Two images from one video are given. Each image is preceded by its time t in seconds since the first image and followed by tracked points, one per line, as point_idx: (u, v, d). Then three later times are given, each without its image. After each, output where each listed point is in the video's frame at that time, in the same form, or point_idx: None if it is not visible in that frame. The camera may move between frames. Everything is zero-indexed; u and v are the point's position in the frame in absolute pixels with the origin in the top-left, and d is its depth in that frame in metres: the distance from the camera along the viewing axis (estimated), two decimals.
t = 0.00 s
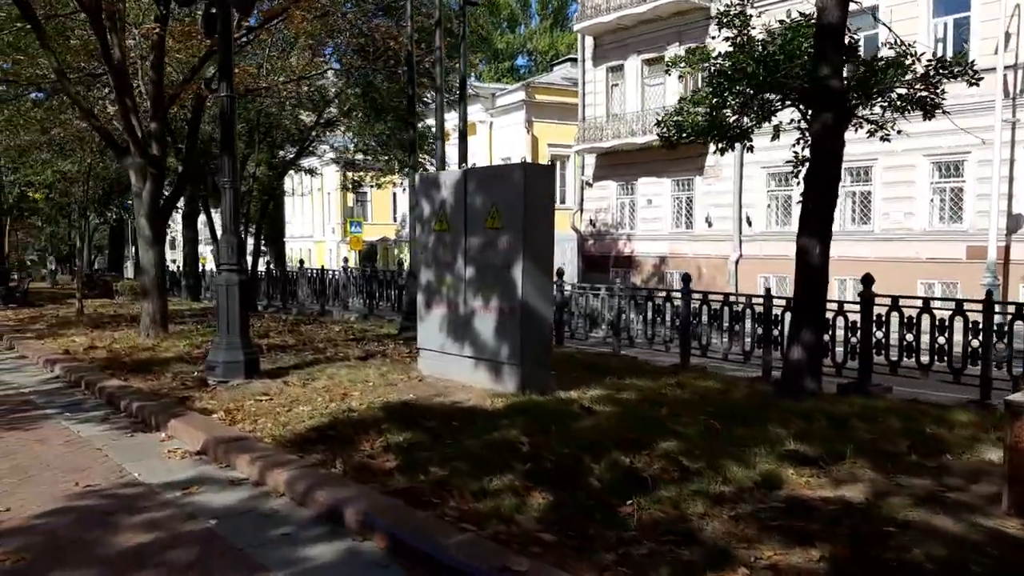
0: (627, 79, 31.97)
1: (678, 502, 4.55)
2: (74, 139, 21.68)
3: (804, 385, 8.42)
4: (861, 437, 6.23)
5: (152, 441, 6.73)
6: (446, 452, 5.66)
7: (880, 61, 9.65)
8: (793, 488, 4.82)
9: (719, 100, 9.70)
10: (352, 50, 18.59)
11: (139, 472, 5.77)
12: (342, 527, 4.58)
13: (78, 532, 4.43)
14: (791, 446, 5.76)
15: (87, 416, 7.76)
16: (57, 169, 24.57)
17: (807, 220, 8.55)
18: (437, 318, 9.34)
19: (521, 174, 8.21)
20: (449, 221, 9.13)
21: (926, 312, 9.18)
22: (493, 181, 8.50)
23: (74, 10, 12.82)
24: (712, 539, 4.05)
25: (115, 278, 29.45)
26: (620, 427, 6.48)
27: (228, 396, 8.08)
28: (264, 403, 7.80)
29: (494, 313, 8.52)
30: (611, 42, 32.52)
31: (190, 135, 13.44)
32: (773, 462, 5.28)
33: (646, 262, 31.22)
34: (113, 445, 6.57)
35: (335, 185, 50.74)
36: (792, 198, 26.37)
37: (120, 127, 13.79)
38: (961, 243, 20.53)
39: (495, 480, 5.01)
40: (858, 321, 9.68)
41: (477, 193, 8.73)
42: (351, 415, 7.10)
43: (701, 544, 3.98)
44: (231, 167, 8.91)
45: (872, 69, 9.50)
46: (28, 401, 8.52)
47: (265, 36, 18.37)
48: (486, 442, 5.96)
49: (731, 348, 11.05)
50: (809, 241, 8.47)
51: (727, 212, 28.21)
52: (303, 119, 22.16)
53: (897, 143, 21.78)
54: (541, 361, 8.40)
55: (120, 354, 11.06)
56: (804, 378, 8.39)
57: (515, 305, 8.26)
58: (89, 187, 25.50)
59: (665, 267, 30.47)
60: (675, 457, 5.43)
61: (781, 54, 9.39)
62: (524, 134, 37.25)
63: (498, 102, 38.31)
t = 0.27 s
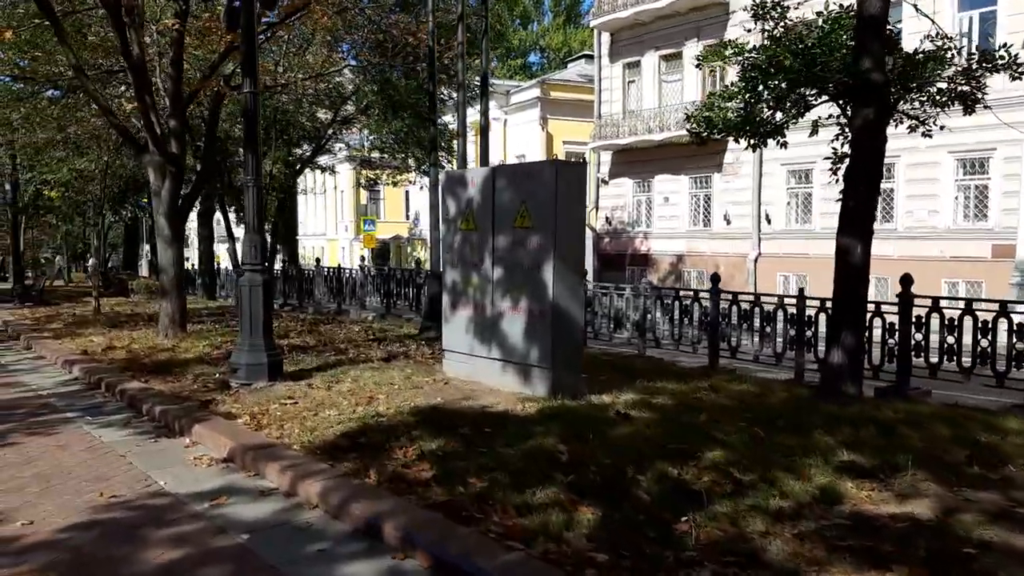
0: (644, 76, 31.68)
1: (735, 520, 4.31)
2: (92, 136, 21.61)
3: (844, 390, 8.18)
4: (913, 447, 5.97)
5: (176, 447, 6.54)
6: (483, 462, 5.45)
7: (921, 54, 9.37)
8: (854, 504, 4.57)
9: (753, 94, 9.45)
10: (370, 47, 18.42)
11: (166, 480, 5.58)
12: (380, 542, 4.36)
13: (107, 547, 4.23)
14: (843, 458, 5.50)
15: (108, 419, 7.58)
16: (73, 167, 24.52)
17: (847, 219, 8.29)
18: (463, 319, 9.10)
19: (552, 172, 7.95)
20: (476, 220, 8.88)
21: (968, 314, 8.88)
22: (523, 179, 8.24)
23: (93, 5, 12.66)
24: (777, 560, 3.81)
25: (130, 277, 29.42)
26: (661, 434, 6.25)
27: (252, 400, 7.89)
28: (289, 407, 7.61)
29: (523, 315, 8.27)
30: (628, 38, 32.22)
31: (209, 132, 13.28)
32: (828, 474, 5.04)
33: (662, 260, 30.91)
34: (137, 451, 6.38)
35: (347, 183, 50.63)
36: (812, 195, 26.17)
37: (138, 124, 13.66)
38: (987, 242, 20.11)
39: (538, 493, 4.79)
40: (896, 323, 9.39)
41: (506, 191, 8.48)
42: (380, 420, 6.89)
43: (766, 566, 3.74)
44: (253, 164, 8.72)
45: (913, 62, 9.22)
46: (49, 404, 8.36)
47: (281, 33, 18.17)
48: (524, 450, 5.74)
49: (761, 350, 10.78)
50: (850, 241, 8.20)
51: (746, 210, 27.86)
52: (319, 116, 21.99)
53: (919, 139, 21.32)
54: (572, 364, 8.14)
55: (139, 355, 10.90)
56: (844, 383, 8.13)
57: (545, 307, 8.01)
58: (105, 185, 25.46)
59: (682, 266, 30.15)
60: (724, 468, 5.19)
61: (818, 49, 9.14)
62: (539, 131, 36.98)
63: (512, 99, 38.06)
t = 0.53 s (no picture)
0: (654, 76, 31.43)
1: (792, 537, 4.02)
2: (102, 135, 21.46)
3: (880, 395, 7.93)
4: (963, 456, 5.69)
5: (190, 455, 6.27)
6: (515, 472, 5.17)
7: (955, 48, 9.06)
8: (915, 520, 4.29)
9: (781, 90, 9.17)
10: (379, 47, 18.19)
11: (181, 490, 5.31)
12: (412, 560, 4.10)
13: (122, 565, 3.97)
14: (894, 469, 5.22)
15: (119, 425, 7.34)
16: (80, 168, 24.33)
17: (882, 218, 7.99)
18: (481, 321, 8.80)
19: (577, 168, 7.64)
20: (495, 219, 8.58)
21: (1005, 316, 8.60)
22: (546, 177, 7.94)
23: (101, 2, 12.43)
24: None
25: (137, 278, 29.23)
26: (697, 443, 5.97)
27: (267, 405, 7.64)
28: (305, 413, 7.35)
29: (545, 317, 7.97)
30: (638, 38, 31.98)
31: (219, 131, 13.05)
32: (882, 488, 4.75)
33: (673, 262, 30.61)
34: (149, 459, 6.12)
35: (354, 185, 50.42)
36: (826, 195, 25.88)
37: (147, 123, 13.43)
38: (1005, 243, 19.74)
39: (576, 506, 4.51)
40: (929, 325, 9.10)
41: (528, 189, 8.18)
42: (401, 427, 6.63)
43: None
44: (267, 162, 8.45)
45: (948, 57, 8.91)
46: (58, 408, 8.12)
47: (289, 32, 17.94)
48: (555, 458, 5.46)
49: (787, 354, 10.50)
50: (886, 241, 7.90)
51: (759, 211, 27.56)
52: (328, 116, 21.77)
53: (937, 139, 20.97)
54: (597, 368, 7.83)
55: (149, 358, 10.65)
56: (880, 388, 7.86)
57: (570, 309, 7.71)
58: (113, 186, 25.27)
59: (693, 267, 29.86)
60: (771, 480, 4.91)
61: (848, 44, 8.86)
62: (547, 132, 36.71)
63: (521, 100, 37.81)
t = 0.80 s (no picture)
0: (667, 72, 31.22)
1: (858, 564, 3.71)
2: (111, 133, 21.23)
3: (920, 401, 7.64)
4: (1022, 470, 5.37)
5: (203, 466, 5.98)
6: (549, 487, 4.87)
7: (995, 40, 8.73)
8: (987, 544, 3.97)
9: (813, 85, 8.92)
10: (391, 41, 17.93)
11: (195, 506, 5.02)
12: None
13: None
14: (952, 485, 4.90)
15: (128, 433, 7.05)
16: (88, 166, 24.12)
17: (922, 217, 7.66)
18: (502, 324, 8.49)
19: (604, 166, 7.30)
20: (517, 219, 8.25)
21: None
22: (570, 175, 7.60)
23: None
24: None
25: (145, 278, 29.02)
26: (737, 455, 5.66)
27: (282, 412, 7.35)
28: (322, 420, 7.06)
29: (570, 321, 7.66)
30: (650, 33, 31.76)
31: (230, 128, 12.79)
32: (945, 508, 4.44)
33: (686, 261, 30.26)
34: (161, 471, 5.83)
35: (361, 184, 50.15)
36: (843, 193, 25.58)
37: (157, 120, 13.17)
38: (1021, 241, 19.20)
39: (620, 526, 4.21)
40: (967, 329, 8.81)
41: (552, 187, 7.84)
42: (423, 436, 6.33)
43: None
44: (281, 160, 8.16)
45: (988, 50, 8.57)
46: (65, 415, 7.84)
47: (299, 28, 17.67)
48: (591, 472, 5.15)
49: (817, 358, 10.24)
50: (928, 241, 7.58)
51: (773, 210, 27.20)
52: (338, 113, 21.51)
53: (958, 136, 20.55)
54: (624, 373, 7.52)
55: (158, 361, 10.38)
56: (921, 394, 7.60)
57: (596, 313, 7.39)
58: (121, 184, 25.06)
59: (706, 266, 29.51)
60: (824, 498, 4.60)
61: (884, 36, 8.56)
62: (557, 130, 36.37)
63: (531, 97, 37.50)
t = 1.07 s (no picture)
0: (676, 73, 30.99)
1: None
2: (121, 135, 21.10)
3: (957, 409, 7.43)
4: None
5: (221, 477, 5.76)
6: (587, 501, 4.66)
7: None
8: None
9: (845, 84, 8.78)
10: (402, 42, 17.56)
11: (214, 519, 4.80)
12: None
13: None
14: (1010, 501, 4.69)
15: (141, 442, 6.84)
16: (98, 169, 24.00)
17: (958, 218, 7.41)
18: (523, 329, 8.24)
19: (632, 167, 7.06)
20: (538, 221, 7.99)
21: None
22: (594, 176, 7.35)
23: None
24: None
25: (153, 281, 28.86)
26: (777, 468, 5.43)
27: (299, 420, 7.14)
28: (342, 429, 6.85)
29: (594, 327, 7.40)
30: (660, 35, 31.52)
31: (242, 129, 12.61)
32: (1009, 527, 4.22)
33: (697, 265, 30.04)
34: (177, 482, 5.62)
35: (367, 186, 49.99)
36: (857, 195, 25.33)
37: (167, 121, 12.99)
38: None
39: (668, 544, 3.99)
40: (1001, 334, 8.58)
41: (576, 189, 7.58)
42: (447, 446, 6.11)
43: None
44: (297, 160, 7.95)
45: None
46: (76, 422, 7.64)
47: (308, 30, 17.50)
48: (628, 485, 4.94)
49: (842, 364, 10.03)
50: (966, 243, 7.34)
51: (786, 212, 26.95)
52: (348, 115, 21.36)
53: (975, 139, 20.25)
54: (651, 380, 7.28)
55: (170, 367, 10.19)
56: (958, 403, 7.38)
57: (622, 319, 7.14)
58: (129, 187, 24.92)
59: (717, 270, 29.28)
60: (878, 516, 4.38)
61: (915, 34, 8.37)
62: (566, 133, 36.15)
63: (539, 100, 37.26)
